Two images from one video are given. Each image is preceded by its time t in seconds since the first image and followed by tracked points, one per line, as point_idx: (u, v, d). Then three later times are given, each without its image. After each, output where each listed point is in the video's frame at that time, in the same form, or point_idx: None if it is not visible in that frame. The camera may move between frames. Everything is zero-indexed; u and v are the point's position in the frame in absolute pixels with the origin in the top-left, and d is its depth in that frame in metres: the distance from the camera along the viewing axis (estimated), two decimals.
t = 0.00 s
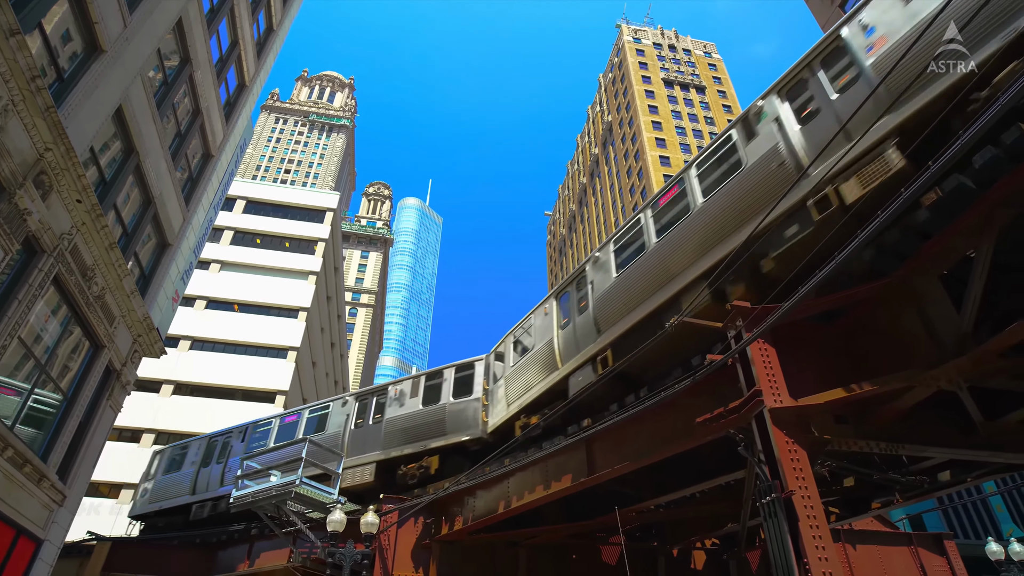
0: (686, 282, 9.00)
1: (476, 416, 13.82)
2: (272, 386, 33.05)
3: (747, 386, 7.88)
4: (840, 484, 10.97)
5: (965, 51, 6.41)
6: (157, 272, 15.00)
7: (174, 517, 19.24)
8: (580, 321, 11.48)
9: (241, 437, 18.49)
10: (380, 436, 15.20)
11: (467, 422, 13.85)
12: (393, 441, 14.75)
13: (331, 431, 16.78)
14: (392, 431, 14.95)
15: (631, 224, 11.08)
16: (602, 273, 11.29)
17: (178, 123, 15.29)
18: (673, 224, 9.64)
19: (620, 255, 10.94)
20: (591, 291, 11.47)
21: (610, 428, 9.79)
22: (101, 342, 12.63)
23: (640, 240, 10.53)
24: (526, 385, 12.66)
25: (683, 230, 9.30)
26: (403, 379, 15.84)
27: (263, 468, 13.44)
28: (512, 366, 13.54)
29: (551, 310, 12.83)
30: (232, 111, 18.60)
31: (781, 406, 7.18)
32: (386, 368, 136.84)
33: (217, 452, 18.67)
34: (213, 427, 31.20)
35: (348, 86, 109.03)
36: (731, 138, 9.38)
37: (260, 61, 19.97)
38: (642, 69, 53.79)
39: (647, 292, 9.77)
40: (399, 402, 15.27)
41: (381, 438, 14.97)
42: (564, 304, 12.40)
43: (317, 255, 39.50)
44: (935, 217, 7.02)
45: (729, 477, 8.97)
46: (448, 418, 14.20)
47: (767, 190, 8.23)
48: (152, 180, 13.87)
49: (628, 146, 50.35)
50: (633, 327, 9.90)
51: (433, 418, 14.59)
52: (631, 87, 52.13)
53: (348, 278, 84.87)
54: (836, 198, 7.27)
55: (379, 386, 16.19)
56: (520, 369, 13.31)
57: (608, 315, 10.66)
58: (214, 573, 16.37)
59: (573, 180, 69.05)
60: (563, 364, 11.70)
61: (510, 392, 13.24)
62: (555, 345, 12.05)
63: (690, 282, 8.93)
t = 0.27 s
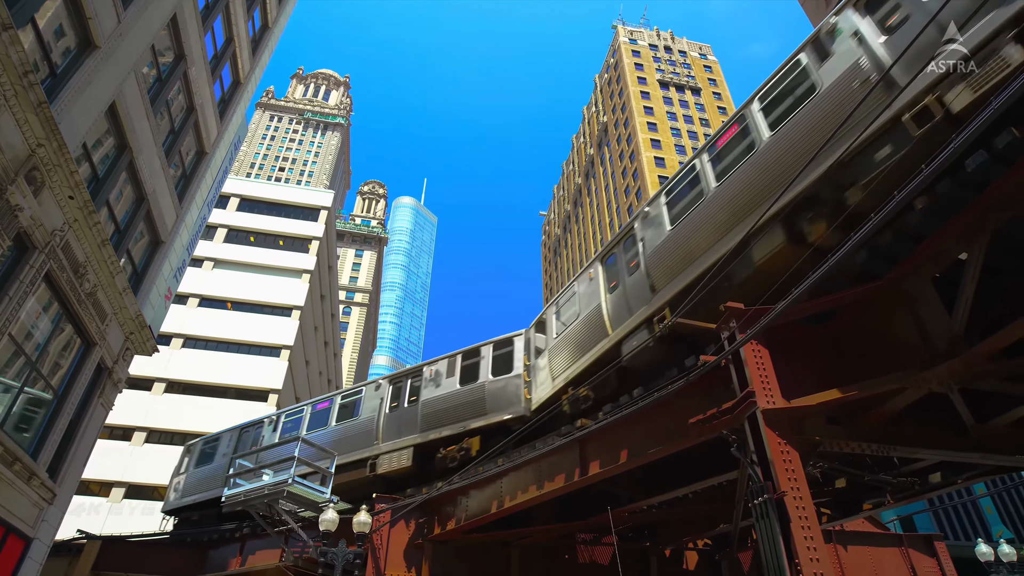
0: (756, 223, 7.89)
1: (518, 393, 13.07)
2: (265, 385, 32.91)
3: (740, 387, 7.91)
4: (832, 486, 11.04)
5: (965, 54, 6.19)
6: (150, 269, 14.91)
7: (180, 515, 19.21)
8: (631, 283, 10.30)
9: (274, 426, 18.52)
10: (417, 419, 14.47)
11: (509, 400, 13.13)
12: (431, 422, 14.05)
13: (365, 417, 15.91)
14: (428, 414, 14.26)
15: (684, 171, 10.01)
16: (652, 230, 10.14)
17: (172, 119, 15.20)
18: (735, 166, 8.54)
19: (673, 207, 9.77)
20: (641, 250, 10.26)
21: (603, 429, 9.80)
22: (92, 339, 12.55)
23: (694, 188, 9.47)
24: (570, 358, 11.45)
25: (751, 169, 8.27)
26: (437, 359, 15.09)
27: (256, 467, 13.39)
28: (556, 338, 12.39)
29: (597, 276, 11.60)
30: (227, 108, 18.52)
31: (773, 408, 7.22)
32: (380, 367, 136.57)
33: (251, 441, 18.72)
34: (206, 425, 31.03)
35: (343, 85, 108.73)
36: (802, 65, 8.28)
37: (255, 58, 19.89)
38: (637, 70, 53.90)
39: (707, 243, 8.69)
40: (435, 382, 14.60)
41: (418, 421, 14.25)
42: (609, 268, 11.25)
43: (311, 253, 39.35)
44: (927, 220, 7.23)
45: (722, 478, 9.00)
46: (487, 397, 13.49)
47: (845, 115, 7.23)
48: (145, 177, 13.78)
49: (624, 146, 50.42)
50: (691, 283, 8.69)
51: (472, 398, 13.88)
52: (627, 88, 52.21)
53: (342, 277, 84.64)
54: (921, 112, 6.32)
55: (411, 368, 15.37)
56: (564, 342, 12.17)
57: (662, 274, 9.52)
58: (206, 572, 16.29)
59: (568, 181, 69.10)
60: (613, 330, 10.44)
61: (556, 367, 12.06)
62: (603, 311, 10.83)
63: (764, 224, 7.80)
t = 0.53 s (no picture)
0: (834, 157, 6.91)
1: (558, 370, 11.97)
2: (259, 384, 32.82)
3: (734, 387, 7.93)
4: (824, 487, 11.10)
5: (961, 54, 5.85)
6: (143, 267, 14.83)
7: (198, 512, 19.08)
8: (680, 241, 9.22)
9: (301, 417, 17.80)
10: (448, 403, 13.51)
11: (547, 377, 12.04)
12: (464, 405, 13.07)
13: (394, 401, 14.83)
14: (461, 397, 13.28)
15: (738, 116, 9.09)
16: (703, 181, 9.15)
17: (166, 116, 15.12)
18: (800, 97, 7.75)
19: (724, 156, 8.86)
20: (690, 206, 9.30)
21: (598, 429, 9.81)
22: (85, 337, 12.48)
23: (753, 130, 8.58)
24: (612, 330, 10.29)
25: (793, 129, 7.67)
26: (468, 339, 14.17)
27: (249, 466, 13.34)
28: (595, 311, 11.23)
29: (639, 241, 10.48)
30: (222, 106, 18.43)
31: (767, 408, 7.25)
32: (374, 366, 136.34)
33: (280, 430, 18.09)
34: (199, 424, 30.90)
35: (339, 83, 108.47)
36: None
37: (251, 56, 19.81)
38: (633, 71, 53.99)
39: (774, 186, 7.69)
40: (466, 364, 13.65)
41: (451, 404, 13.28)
42: (654, 230, 10.15)
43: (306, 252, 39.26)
44: (921, 221, 7.26)
45: (715, 478, 9.03)
46: (524, 375, 12.45)
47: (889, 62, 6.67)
48: (139, 174, 13.71)
49: (620, 147, 50.51)
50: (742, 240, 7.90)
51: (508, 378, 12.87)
52: (623, 89, 52.29)
53: (337, 276, 84.43)
54: (1018, 14, 5.38)
55: (443, 349, 14.45)
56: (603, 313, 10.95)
57: (719, 228, 8.47)
58: (198, 571, 16.23)
59: (564, 181, 69.15)
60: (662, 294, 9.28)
61: (594, 342, 10.91)
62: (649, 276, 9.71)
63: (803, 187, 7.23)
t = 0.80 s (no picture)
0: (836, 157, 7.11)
1: (606, 339, 11.13)
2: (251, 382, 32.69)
3: (727, 389, 7.95)
4: (816, 488, 11.15)
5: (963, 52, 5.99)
6: (136, 264, 14.75)
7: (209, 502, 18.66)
8: (747, 181, 8.65)
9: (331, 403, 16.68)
10: (489, 379, 12.65)
11: (596, 348, 11.21)
12: (506, 381, 12.21)
13: (429, 382, 13.89)
14: (501, 372, 12.46)
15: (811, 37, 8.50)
16: (771, 114, 8.63)
17: (160, 113, 15.05)
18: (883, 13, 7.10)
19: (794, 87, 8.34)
20: (757, 143, 8.77)
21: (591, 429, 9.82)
22: (76, 335, 12.40)
23: (830, 50, 7.98)
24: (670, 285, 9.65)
25: (808, 118, 7.81)
26: (507, 313, 13.39)
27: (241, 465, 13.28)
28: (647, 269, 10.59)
29: (697, 190, 9.90)
30: (216, 103, 18.36)
31: (760, 410, 7.27)
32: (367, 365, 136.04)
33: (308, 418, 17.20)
34: (190, 422, 30.73)
35: (334, 81, 108.13)
36: None
37: (246, 53, 19.74)
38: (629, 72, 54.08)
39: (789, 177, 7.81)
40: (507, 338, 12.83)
41: (491, 381, 12.39)
42: (714, 178, 9.63)
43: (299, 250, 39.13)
44: (914, 225, 7.31)
45: (707, 479, 9.06)
46: (570, 347, 11.62)
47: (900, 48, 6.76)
48: (132, 171, 13.65)
49: (615, 148, 50.59)
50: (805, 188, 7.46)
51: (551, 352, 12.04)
52: (618, 89, 52.36)
53: (331, 274, 84.20)
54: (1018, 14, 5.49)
55: (480, 326, 13.65)
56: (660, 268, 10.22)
57: (785, 169, 8.02)
58: (189, 571, 16.14)
59: (559, 181, 69.19)
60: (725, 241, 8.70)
61: (649, 299, 10.19)
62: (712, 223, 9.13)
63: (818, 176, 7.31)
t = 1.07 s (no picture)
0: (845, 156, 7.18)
1: (661, 301, 10.00)
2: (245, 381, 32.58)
3: (721, 389, 8.00)
4: (809, 489, 11.18)
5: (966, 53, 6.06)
6: (129, 262, 14.68)
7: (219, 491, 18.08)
8: (830, 109, 7.76)
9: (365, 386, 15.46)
10: (534, 352, 11.66)
11: (649, 311, 10.06)
12: (553, 353, 11.23)
13: (468, 359, 12.96)
14: (546, 344, 11.45)
15: None
16: (856, 29, 7.72)
17: (154, 110, 14.98)
18: None
19: None
20: (836, 66, 7.90)
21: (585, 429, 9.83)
22: (68, 332, 12.33)
23: None
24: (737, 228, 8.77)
25: (826, 112, 7.81)
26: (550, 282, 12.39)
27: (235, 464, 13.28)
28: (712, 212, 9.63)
29: (763, 128, 9.04)
30: (211, 100, 18.28)
31: (753, 410, 7.34)
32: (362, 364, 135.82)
33: (342, 403, 16.19)
34: (183, 420, 30.59)
35: (330, 79, 107.81)
36: None
37: (241, 51, 19.67)
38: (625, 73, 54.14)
39: (806, 167, 7.78)
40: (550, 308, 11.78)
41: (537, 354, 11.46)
42: (783, 112, 8.76)
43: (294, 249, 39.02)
44: (909, 227, 7.34)
45: (701, 480, 9.09)
46: (621, 312, 10.47)
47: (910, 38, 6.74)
48: (126, 168, 13.58)
49: (610, 149, 50.67)
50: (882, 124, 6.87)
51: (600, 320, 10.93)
52: (614, 90, 52.41)
53: (326, 273, 83.99)
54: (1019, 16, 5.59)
55: (521, 297, 12.63)
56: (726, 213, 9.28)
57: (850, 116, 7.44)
58: (181, 570, 16.07)
59: (555, 181, 69.23)
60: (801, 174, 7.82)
61: (710, 250, 9.31)
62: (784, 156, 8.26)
63: (839, 164, 7.24)
